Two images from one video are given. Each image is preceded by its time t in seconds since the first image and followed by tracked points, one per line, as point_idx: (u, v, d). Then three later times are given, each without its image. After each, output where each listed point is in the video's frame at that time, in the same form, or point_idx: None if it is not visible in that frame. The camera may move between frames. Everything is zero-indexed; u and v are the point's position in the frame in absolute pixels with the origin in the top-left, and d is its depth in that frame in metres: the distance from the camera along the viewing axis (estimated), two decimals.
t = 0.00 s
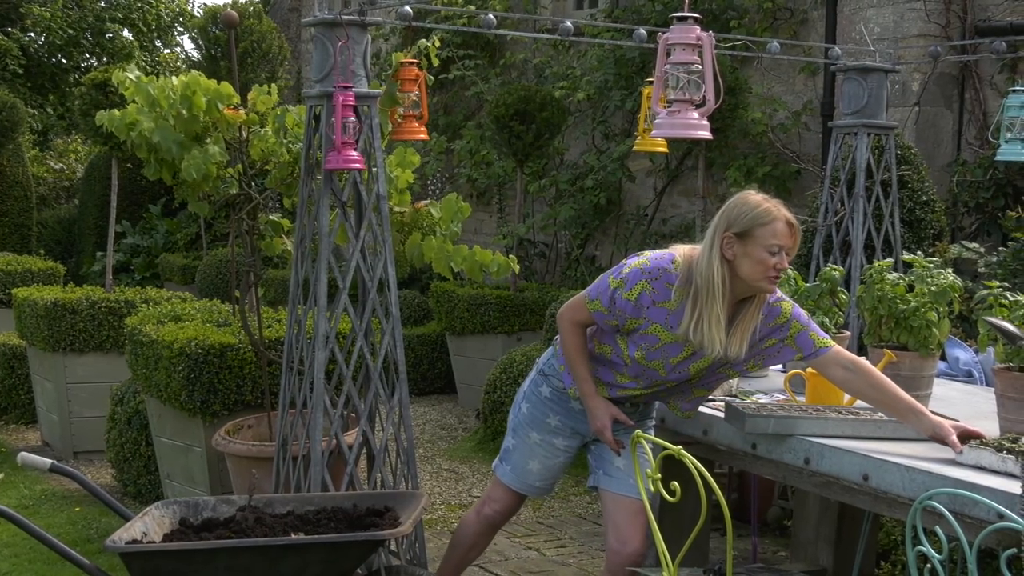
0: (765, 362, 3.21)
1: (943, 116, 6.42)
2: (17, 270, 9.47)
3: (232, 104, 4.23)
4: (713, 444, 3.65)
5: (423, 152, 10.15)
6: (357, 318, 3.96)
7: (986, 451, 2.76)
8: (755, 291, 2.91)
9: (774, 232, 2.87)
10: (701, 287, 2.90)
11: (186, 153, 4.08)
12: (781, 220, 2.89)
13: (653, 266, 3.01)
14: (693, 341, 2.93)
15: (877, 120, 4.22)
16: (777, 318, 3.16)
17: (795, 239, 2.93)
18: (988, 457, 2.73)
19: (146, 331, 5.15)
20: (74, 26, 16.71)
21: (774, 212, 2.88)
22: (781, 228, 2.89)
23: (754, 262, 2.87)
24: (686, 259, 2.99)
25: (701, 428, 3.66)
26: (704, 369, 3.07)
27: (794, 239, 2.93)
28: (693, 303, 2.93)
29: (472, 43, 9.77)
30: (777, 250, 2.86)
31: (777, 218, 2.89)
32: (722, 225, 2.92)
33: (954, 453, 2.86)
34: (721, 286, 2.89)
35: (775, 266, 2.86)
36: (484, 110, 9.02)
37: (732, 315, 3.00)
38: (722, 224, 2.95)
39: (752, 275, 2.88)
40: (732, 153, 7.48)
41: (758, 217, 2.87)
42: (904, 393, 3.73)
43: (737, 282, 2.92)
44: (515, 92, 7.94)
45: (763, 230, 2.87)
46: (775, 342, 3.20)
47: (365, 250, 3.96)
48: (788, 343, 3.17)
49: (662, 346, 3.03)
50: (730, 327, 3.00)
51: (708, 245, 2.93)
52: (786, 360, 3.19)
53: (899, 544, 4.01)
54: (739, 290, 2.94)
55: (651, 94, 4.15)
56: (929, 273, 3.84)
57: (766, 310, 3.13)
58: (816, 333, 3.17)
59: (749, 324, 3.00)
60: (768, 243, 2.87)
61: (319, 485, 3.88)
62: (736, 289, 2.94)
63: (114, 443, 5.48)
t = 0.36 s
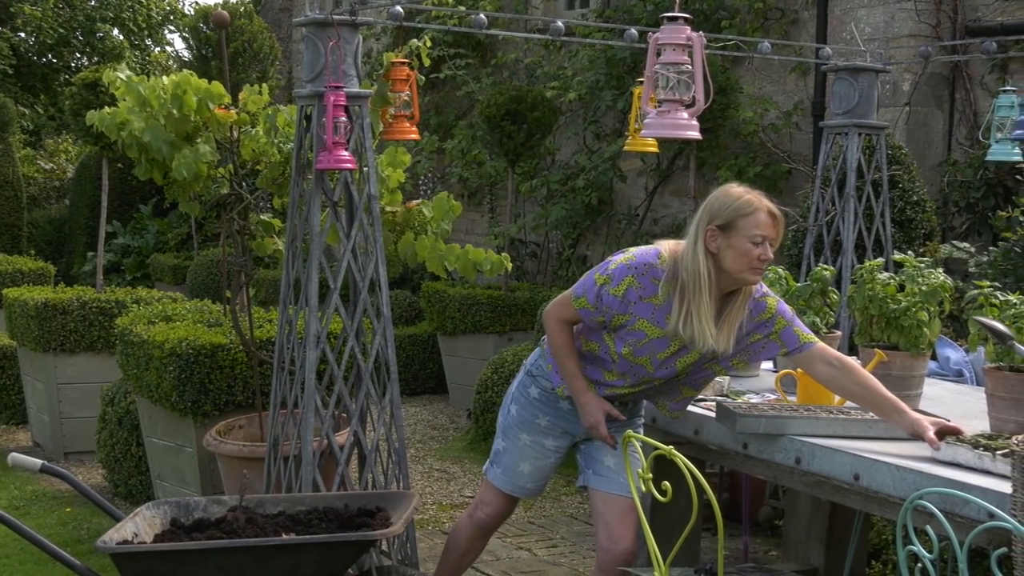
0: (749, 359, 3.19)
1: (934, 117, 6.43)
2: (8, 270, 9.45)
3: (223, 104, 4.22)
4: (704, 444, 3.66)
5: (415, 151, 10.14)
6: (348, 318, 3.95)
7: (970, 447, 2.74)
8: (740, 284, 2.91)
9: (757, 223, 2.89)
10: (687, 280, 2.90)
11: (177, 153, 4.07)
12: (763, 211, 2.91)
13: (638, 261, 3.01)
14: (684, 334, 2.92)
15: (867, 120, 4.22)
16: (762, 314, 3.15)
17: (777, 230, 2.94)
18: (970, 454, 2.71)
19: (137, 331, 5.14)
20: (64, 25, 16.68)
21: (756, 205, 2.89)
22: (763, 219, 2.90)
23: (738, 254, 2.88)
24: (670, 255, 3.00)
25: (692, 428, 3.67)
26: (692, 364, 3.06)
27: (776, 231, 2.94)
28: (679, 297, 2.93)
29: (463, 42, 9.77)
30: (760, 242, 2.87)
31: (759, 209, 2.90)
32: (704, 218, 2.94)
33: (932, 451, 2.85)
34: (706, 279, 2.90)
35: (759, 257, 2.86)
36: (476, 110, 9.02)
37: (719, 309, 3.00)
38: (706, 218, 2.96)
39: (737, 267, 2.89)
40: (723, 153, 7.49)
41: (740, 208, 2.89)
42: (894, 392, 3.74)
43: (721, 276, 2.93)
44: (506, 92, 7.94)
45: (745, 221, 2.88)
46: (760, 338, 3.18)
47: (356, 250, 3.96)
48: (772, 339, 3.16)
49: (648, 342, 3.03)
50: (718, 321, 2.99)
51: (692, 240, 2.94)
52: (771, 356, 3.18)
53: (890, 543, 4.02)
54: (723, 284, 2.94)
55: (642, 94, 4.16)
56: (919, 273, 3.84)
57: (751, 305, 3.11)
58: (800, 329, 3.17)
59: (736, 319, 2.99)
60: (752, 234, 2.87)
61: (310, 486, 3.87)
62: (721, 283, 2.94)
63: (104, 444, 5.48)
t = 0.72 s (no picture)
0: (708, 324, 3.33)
1: (919, 116, 6.46)
2: None
3: (210, 104, 4.21)
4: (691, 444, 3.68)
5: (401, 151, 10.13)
6: (335, 319, 3.95)
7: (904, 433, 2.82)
8: (711, 262, 2.95)
9: (721, 203, 2.90)
10: (659, 265, 2.93)
11: (163, 153, 4.06)
12: (726, 188, 2.92)
13: (622, 262, 2.96)
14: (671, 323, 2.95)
15: (854, 120, 4.23)
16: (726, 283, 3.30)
17: (742, 206, 2.96)
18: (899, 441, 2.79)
19: (123, 332, 5.13)
20: (49, 25, 16.63)
21: (719, 183, 2.90)
22: (727, 197, 2.91)
23: (709, 235, 2.90)
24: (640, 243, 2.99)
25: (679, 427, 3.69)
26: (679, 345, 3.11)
27: (741, 206, 2.96)
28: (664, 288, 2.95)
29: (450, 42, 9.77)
30: (728, 221, 2.90)
31: (722, 187, 2.91)
32: (667, 201, 2.96)
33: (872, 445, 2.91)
34: (675, 260, 2.94)
35: (726, 235, 2.89)
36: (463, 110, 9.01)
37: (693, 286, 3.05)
38: (667, 199, 2.98)
39: (708, 248, 2.92)
40: (710, 153, 7.50)
41: (702, 189, 2.90)
42: (880, 392, 3.75)
43: (692, 257, 2.97)
44: (492, 92, 7.94)
45: (711, 201, 2.90)
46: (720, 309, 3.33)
47: (343, 250, 3.96)
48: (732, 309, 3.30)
49: (646, 336, 3.04)
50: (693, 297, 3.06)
51: (656, 222, 2.97)
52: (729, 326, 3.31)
53: (875, 542, 4.03)
54: (695, 263, 2.98)
55: (629, 94, 4.16)
56: (905, 272, 3.85)
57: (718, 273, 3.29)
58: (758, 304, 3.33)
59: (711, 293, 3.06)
60: (719, 213, 2.90)
61: (297, 486, 3.87)
62: (690, 261, 2.98)
63: (90, 445, 5.46)
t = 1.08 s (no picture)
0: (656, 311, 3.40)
1: (897, 116, 6.49)
2: None
3: (188, 104, 4.20)
4: (670, 443, 3.69)
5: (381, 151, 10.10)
6: (314, 319, 3.94)
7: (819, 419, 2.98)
8: (685, 258, 3.02)
9: (691, 201, 2.95)
10: (638, 265, 2.97)
11: (141, 153, 4.05)
12: (694, 184, 2.98)
13: (619, 266, 2.96)
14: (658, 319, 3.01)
15: (832, 120, 4.25)
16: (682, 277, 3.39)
17: (712, 201, 3.01)
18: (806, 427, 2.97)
19: (101, 332, 5.11)
20: (26, 24, 16.55)
21: (688, 180, 2.96)
22: (697, 194, 2.96)
23: (684, 232, 2.97)
24: (616, 244, 3.03)
25: (659, 427, 3.70)
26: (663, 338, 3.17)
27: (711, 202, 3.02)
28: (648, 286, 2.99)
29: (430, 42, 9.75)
30: (701, 218, 2.96)
31: (690, 183, 2.97)
32: (638, 200, 3.01)
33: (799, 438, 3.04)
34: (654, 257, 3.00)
35: (697, 232, 2.96)
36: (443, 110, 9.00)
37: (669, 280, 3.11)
38: (636, 198, 3.03)
39: (683, 244, 2.98)
40: (689, 153, 7.51)
41: (671, 188, 2.95)
42: (859, 391, 3.76)
43: (667, 254, 3.02)
44: (471, 92, 7.94)
45: (682, 199, 2.95)
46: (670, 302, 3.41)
47: (322, 250, 3.95)
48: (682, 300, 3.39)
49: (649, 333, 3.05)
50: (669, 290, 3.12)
51: (629, 220, 3.02)
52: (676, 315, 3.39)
53: (854, 541, 4.04)
54: (669, 260, 3.04)
55: (608, 95, 4.16)
56: (883, 272, 3.86)
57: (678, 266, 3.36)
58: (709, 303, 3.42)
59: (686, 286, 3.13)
60: (690, 211, 2.95)
61: (276, 487, 3.86)
62: (664, 258, 3.04)
63: (68, 446, 5.44)
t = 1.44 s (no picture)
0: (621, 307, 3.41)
1: (874, 116, 6.53)
2: None
3: (165, 104, 4.19)
4: (648, 443, 3.69)
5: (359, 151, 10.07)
6: (292, 319, 3.94)
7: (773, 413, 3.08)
8: (659, 254, 3.04)
9: (665, 196, 2.97)
10: (614, 260, 2.98)
11: (118, 153, 4.04)
12: (669, 179, 2.99)
13: (595, 263, 2.96)
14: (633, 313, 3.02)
15: (809, 120, 4.26)
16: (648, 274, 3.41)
17: (685, 197, 3.03)
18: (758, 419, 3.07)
19: (77, 333, 5.10)
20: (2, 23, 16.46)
21: (663, 175, 2.97)
22: (671, 189, 2.98)
23: (660, 227, 2.98)
24: (591, 240, 3.03)
25: (637, 427, 3.70)
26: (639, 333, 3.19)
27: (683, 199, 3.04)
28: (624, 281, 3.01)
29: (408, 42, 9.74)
30: (675, 212, 2.98)
31: (664, 177, 2.98)
32: (612, 196, 3.02)
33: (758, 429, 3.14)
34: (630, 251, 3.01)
35: (672, 227, 2.98)
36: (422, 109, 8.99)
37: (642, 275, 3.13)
38: (611, 194, 3.03)
39: (658, 239, 3.00)
40: (668, 153, 7.52)
41: (646, 183, 2.96)
42: (836, 391, 3.78)
43: (642, 250, 3.03)
44: (449, 92, 7.95)
45: (658, 194, 2.96)
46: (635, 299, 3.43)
47: (300, 250, 3.95)
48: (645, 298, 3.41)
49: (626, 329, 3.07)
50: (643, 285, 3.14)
51: (603, 217, 3.02)
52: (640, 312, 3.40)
53: (832, 540, 4.05)
54: (644, 255, 3.05)
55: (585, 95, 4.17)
56: (860, 272, 3.87)
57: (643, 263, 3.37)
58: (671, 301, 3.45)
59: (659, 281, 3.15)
60: (665, 206, 2.97)
61: (254, 488, 3.86)
62: (638, 253, 3.05)
63: (44, 448, 5.42)
